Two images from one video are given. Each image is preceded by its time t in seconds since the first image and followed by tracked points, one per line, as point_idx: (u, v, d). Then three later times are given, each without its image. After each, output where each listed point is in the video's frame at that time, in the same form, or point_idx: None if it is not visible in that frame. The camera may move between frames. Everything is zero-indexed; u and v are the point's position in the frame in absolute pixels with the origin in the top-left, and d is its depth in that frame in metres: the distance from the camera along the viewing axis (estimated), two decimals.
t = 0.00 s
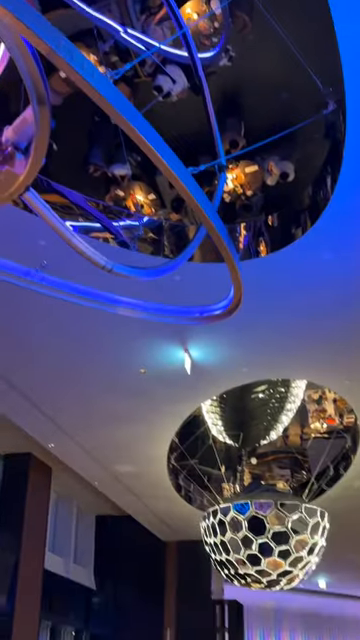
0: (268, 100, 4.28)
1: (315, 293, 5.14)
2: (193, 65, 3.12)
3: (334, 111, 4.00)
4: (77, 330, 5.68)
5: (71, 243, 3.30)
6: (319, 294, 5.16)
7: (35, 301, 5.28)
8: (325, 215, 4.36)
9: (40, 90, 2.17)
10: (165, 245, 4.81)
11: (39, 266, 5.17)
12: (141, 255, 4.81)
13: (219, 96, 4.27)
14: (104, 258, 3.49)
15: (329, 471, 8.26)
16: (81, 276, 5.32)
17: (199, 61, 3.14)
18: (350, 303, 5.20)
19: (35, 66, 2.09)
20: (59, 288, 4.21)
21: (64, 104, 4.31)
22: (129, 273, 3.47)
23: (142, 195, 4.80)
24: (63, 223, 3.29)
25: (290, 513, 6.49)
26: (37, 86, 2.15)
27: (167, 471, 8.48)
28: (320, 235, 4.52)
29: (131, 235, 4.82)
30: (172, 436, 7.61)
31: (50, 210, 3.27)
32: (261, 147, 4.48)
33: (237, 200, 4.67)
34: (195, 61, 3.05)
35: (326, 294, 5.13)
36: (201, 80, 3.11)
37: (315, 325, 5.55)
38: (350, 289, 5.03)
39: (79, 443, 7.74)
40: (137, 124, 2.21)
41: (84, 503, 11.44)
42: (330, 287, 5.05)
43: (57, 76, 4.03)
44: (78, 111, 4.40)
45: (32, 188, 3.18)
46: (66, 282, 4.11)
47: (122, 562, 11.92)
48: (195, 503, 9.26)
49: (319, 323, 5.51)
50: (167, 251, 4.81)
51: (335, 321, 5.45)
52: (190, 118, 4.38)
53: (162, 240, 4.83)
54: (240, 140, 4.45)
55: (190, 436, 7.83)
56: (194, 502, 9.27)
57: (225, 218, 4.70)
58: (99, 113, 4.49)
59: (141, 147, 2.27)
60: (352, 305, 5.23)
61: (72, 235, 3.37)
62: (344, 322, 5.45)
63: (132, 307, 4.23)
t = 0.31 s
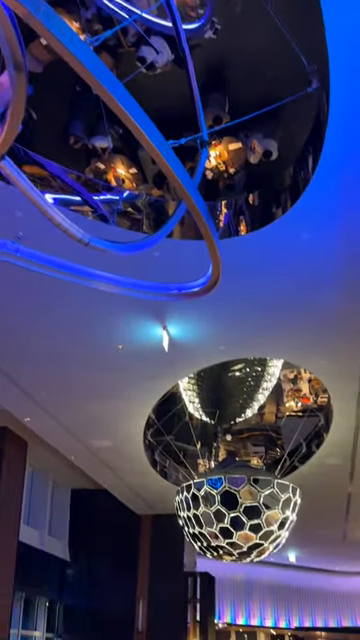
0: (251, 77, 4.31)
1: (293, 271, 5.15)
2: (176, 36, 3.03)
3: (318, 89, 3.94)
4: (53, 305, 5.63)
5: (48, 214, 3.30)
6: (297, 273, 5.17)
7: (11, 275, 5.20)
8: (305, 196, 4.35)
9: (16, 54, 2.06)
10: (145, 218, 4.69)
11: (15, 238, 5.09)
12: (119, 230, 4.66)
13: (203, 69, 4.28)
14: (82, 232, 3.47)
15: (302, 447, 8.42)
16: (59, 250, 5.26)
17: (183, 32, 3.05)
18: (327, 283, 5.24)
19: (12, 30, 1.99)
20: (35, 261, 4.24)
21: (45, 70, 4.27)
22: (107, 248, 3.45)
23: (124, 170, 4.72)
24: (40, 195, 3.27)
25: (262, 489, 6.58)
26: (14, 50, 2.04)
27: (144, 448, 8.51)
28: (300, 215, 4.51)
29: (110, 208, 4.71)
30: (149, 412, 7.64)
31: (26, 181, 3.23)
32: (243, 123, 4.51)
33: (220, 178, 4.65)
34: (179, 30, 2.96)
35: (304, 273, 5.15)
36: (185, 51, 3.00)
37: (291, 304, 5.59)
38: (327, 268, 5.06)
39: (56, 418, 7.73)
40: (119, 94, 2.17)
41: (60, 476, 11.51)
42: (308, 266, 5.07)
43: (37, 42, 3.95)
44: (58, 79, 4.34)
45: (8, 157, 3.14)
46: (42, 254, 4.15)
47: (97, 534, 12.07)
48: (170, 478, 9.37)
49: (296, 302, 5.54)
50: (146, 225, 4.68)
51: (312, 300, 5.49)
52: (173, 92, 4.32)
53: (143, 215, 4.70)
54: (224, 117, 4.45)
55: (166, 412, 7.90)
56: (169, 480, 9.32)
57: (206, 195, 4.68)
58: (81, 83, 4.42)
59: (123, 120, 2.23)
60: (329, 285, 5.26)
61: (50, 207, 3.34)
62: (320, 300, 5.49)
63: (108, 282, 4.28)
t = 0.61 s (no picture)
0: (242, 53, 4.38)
1: (281, 251, 5.13)
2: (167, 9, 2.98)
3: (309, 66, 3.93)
4: (39, 283, 5.58)
5: (32, 189, 3.22)
6: (284, 253, 5.15)
7: None
8: (294, 177, 4.30)
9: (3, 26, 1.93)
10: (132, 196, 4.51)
11: None
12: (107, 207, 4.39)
13: (194, 45, 4.37)
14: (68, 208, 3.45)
15: (285, 427, 8.52)
16: (45, 226, 5.21)
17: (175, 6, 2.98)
18: (314, 262, 5.23)
19: None
20: (20, 238, 4.19)
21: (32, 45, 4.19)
22: (94, 225, 3.44)
23: (112, 146, 4.67)
24: (26, 170, 3.23)
25: (246, 467, 6.65)
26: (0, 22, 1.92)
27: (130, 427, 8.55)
28: (289, 197, 4.46)
29: (97, 185, 4.46)
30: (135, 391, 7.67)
31: (12, 155, 3.19)
32: (232, 101, 4.63)
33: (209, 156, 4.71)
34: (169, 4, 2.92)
35: (291, 252, 5.14)
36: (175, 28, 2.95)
37: (277, 284, 5.59)
38: (314, 247, 5.05)
39: (42, 396, 7.72)
40: (106, 68, 2.13)
41: (45, 454, 11.56)
42: (296, 245, 5.05)
43: (25, 13, 3.87)
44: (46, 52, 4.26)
45: None
46: (27, 231, 4.10)
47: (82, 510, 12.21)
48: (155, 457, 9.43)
49: (283, 281, 5.54)
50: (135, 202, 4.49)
51: (299, 280, 5.49)
52: (163, 68, 4.28)
53: (131, 194, 4.51)
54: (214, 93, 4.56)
55: (152, 391, 7.99)
56: (154, 458, 9.30)
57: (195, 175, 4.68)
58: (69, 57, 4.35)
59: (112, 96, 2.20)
60: (316, 265, 5.25)
61: (36, 181, 3.30)
62: (307, 280, 5.49)
63: (94, 260, 4.28)
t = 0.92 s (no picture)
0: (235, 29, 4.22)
1: (273, 228, 5.11)
2: None
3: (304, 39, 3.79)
4: (27, 258, 5.52)
5: (20, 161, 3.22)
6: (277, 230, 5.13)
7: None
8: (288, 153, 4.26)
9: None
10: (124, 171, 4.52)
11: None
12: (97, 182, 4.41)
13: (186, 16, 4.19)
14: (56, 180, 3.41)
15: (275, 405, 8.64)
16: (34, 200, 5.15)
17: None
18: (306, 240, 5.22)
19: None
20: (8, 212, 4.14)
21: (21, 13, 4.08)
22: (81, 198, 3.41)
23: (103, 120, 4.56)
24: (13, 141, 3.20)
25: (235, 444, 6.63)
26: None
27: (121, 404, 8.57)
28: (283, 172, 4.43)
29: (88, 159, 4.47)
30: (126, 368, 7.67)
31: None
32: (227, 75, 4.50)
33: (202, 132, 4.62)
34: None
35: (284, 229, 5.12)
36: None
37: (269, 262, 5.58)
38: (307, 225, 5.03)
39: (32, 372, 7.71)
40: (97, 39, 2.09)
41: (37, 430, 11.62)
42: (289, 222, 5.03)
43: None
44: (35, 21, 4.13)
45: None
46: (16, 205, 4.05)
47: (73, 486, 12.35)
48: (146, 434, 9.48)
49: (275, 259, 5.53)
50: (127, 179, 4.51)
51: (291, 258, 5.49)
52: (155, 39, 4.18)
53: (121, 169, 4.52)
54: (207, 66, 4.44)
55: (144, 369, 8.00)
56: (145, 435, 9.43)
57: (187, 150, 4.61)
58: (59, 27, 4.23)
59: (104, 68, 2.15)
60: (308, 243, 5.24)
61: (22, 152, 3.27)
62: (299, 258, 5.48)
63: (82, 235, 4.26)
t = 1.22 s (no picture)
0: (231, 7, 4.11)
1: (267, 210, 5.07)
2: None
3: (300, 19, 3.73)
4: (19, 240, 5.48)
5: (11, 141, 3.20)
6: (271, 212, 5.10)
7: None
8: (285, 134, 4.23)
9: None
10: (117, 154, 4.49)
11: None
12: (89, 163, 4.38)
13: None
14: (47, 161, 3.37)
15: (267, 388, 8.69)
16: (26, 181, 5.10)
17: None
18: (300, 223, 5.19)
19: None
20: (0, 193, 4.11)
21: None
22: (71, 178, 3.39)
23: (97, 100, 4.51)
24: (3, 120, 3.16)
25: (228, 427, 6.66)
26: None
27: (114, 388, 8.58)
28: (278, 152, 4.40)
29: (81, 140, 4.45)
30: (119, 352, 7.67)
31: None
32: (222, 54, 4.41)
33: (197, 113, 4.62)
34: None
35: (278, 211, 5.08)
36: None
37: (262, 246, 5.56)
38: (302, 207, 5.00)
39: (25, 355, 7.69)
40: (91, 17, 2.06)
41: (31, 413, 11.66)
42: (282, 204, 5.00)
43: None
44: None
45: None
46: (8, 185, 4.02)
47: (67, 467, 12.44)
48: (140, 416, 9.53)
49: (269, 242, 5.51)
50: (120, 161, 4.49)
51: (286, 242, 5.49)
52: (149, 17, 4.10)
53: (114, 151, 4.49)
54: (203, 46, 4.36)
55: (137, 353, 8.03)
56: (138, 418, 9.45)
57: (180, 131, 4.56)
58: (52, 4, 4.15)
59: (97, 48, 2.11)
60: (302, 225, 5.22)
61: (12, 131, 3.23)
62: (293, 241, 5.46)
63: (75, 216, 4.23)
